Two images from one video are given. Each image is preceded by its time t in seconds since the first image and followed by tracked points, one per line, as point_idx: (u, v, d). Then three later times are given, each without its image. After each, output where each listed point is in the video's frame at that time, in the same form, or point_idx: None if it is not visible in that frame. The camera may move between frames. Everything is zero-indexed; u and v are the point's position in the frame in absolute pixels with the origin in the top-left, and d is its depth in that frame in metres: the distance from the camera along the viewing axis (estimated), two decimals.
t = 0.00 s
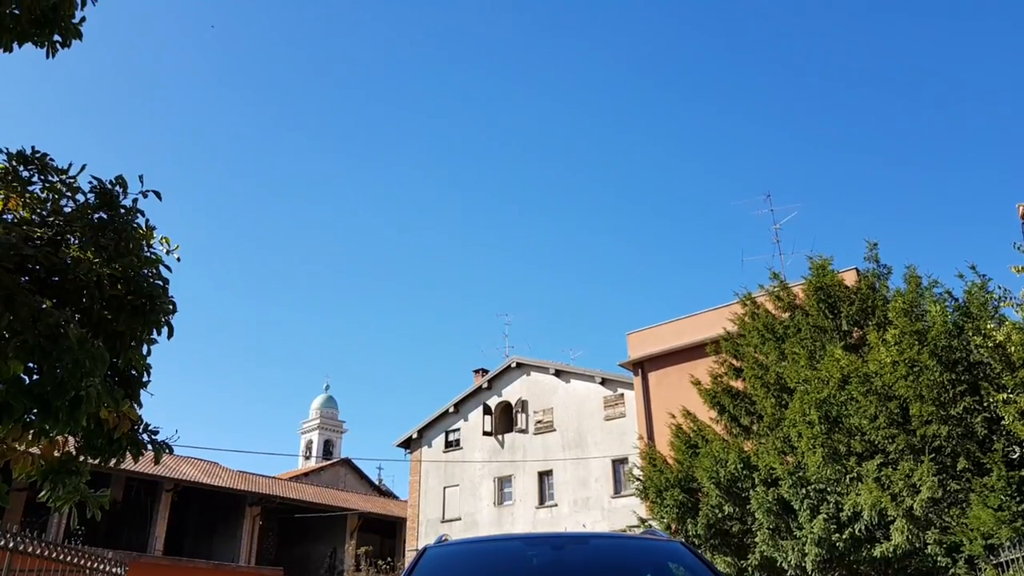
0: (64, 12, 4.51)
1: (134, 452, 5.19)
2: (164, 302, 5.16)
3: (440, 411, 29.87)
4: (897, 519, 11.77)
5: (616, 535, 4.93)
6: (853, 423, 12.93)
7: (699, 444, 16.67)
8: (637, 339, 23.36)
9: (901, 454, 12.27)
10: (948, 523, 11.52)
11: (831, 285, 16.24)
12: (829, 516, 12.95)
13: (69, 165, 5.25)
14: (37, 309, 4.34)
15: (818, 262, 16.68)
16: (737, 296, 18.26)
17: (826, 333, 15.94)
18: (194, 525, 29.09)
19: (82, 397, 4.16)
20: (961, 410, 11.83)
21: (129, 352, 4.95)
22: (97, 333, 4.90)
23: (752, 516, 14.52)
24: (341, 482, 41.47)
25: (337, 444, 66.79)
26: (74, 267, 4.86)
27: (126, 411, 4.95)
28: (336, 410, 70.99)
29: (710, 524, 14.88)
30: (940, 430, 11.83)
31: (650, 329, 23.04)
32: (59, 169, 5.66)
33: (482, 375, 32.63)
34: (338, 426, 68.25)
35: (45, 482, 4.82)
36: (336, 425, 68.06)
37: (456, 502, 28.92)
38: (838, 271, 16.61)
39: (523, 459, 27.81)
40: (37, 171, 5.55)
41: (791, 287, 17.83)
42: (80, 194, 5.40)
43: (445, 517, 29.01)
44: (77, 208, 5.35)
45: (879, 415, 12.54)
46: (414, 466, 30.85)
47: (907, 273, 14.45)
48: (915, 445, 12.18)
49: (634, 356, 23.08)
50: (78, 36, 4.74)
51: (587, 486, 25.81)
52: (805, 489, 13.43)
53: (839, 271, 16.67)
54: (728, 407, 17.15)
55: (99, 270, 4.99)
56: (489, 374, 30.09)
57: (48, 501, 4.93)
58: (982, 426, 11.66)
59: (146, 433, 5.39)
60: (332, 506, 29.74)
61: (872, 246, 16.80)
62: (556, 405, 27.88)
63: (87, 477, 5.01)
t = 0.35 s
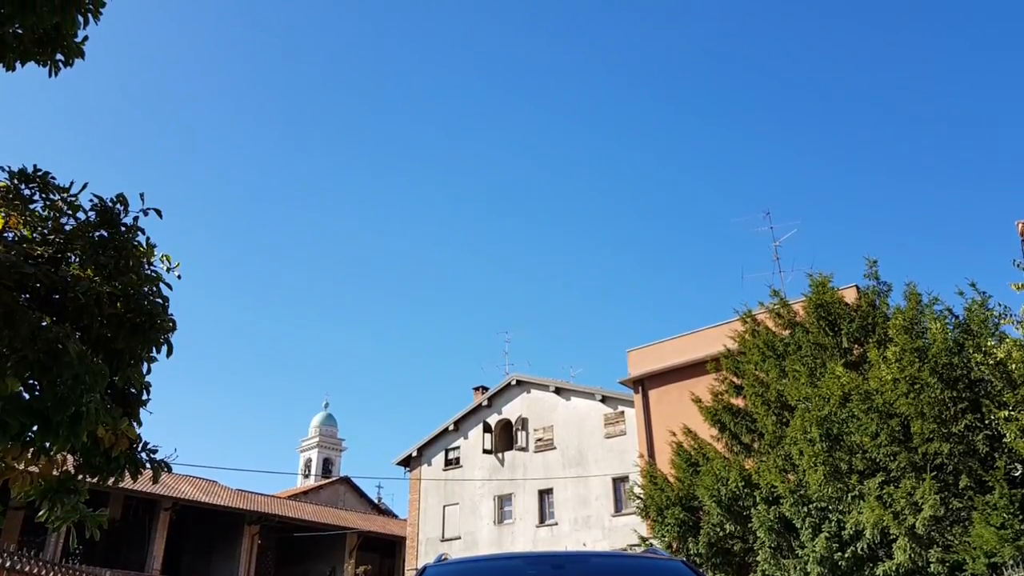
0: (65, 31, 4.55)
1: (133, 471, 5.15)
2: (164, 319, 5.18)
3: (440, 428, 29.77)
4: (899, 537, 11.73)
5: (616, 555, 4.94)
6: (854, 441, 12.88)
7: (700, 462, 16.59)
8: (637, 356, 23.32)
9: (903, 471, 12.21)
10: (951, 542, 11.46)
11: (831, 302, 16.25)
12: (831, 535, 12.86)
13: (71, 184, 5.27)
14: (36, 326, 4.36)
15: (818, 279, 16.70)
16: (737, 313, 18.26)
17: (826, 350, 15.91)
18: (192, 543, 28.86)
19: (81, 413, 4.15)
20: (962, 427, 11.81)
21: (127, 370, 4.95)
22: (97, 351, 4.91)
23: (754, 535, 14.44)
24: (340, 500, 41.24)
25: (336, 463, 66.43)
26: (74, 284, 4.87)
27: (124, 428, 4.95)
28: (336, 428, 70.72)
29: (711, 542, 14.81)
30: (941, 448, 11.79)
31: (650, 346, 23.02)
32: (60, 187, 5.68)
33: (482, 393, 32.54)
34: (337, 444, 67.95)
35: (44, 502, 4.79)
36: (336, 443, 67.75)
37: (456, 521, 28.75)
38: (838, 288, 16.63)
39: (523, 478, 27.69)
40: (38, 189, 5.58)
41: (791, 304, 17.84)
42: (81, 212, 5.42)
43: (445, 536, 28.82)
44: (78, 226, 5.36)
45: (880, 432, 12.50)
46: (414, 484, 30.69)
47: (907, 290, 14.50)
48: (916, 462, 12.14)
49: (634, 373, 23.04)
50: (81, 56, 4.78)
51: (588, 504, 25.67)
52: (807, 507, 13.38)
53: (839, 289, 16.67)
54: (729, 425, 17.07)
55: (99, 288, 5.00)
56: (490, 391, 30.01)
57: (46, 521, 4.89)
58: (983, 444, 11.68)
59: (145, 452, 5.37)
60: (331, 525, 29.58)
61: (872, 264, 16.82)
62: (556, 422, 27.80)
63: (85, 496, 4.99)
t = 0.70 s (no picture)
0: (67, 46, 4.59)
1: (133, 484, 5.15)
2: (163, 334, 5.20)
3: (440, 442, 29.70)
4: (901, 552, 11.69)
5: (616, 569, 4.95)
6: (855, 455, 12.86)
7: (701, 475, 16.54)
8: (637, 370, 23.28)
9: (904, 485, 12.16)
10: (952, 556, 11.38)
11: (831, 316, 16.27)
12: (832, 549, 12.85)
13: (71, 197, 5.30)
14: (36, 339, 4.39)
15: (818, 292, 16.72)
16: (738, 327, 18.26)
17: (827, 364, 15.90)
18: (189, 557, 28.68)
19: (78, 426, 4.16)
20: (963, 441, 11.79)
21: (126, 384, 4.95)
22: (96, 365, 4.91)
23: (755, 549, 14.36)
24: (339, 515, 41.06)
25: (335, 477, 66.16)
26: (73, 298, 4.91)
27: (120, 442, 4.94)
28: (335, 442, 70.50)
29: (712, 557, 14.70)
30: (942, 462, 11.77)
31: (650, 360, 23.00)
32: (60, 200, 5.71)
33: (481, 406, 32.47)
34: (336, 458, 67.71)
35: (44, 516, 4.82)
36: (335, 457, 67.54)
37: (455, 535, 28.64)
38: (838, 302, 16.64)
39: (523, 491, 27.61)
40: (39, 203, 5.61)
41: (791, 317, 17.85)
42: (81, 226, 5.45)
43: (444, 551, 28.69)
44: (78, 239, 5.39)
45: (881, 446, 12.48)
46: (414, 498, 30.58)
47: (907, 303, 14.52)
48: (917, 476, 12.09)
49: (635, 386, 23.02)
50: (82, 70, 4.82)
51: (588, 518, 25.56)
52: (808, 521, 13.34)
53: (839, 302, 16.69)
54: (730, 438, 17.03)
55: (99, 300, 5.03)
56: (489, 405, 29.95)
57: (47, 535, 4.89)
58: (984, 457, 11.64)
59: (144, 466, 5.37)
60: (330, 539, 29.47)
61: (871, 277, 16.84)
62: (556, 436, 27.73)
63: (84, 509, 4.99)
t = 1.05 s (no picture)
0: (68, 57, 4.60)
1: (131, 494, 5.16)
2: (163, 342, 5.22)
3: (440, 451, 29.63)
4: (902, 561, 11.71)
5: None
6: (855, 464, 12.85)
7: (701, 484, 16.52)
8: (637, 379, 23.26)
9: (905, 495, 12.12)
10: (953, 566, 11.36)
11: (831, 325, 16.29)
12: (832, 559, 12.88)
13: (71, 207, 5.31)
14: (35, 350, 4.39)
15: (818, 301, 16.74)
16: (737, 336, 18.24)
17: (826, 373, 15.88)
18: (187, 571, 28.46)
19: (77, 438, 4.16)
20: (964, 450, 11.75)
21: (127, 394, 4.97)
22: (97, 375, 4.91)
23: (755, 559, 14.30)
24: (338, 524, 40.94)
25: (335, 487, 65.93)
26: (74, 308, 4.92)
27: (120, 452, 4.93)
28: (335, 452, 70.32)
29: (713, 566, 14.66)
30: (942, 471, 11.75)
31: (650, 369, 22.97)
32: (61, 210, 5.73)
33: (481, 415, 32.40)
34: (337, 468, 67.53)
35: (43, 525, 4.82)
36: (335, 467, 67.36)
37: (455, 545, 28.57)
38: (837, 311, 16.66)
39: (523, 501, 27.55)
40: (39, 212, 5.62)
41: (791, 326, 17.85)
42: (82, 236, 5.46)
43: (444, 561, 28.59)
44: (79, 249, 5.40)
45: (881, 455, 12.45)
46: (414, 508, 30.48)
47: (907, 312, 14.53)
48: (918, 485, 12.04)
49: (635, 396, 22.98)
50: (83, 81, 4.83)
51: (588, 528, 25.49)
52: (808, 530, 13.34)
53: (839, 311, 16.69)
54: (730, 447, 16.99)
55: (99, 310, 5.05)
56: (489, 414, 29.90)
57: (45, 544, 4.89)
58: (985, 467, 11.61)
59: (143, 475, 5.38)
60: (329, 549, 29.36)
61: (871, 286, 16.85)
62: (556, 445, 27.68)
63: (83, 519, 4.98)
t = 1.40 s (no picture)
0: (68, 65, 4.61)
1: (131, 501, 5.14)
2: (163, 349, 5.23)
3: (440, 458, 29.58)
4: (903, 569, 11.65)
5: None
6: (856, 471, 12.84)
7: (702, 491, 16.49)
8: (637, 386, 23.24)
9: (906, 501, 12.13)
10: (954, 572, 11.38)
11: (831, 331, 16.25)
12: (833, 566, 12.92)
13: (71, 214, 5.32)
14: (36, 358, 4.41)
15: (818, 308, 16.74)
16: (737, 342, 18.21)
17: (827, 379, 15.88)
18: None
19: (79, 444, 4.11)
20: (965, 457, 11.75)
21: (127, 400, 5.00)
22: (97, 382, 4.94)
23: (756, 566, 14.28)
24: (338, 531, 40.87)
25: (335, 494, 65.81)
26: (74, 315, 4.93)
27: (120, 459, 4.92)
28: (335, 459, 70.22)
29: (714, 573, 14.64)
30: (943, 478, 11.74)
31: (650, 376, 22.94)
32: (62, 217, 5.74)
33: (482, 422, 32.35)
34: (337, 475, 67.41)
35: (42, 531, 4.78)
36: (335, 474, 67.24)
37: (454, 553, 28.51)
38: (837, 317, 16.65)
39: (523, 508, 27.48)
40: (39, 219, 5.63)
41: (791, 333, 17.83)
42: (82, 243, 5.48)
43: (444, 568, 28.52)
44: (79, 256, 5.40)
45: (882, 462, 12.43)
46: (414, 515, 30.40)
47: (907, 318, 14.48)
48: (919, 492, 12.06)
49: (636, 402, 22.94)
50: (83, 89, 4.84)
51: (589, 535, 25.43)
52: (809, 537, 13.33)
53: (839, 318, 16.68)
54: (731, 454, 16.98)
55: (100, 317, 5.03)
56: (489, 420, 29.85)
57: (44, 551, 4.86)
58: (986, 474, 11.58)
59: (143, 481, 5.37)
60: (329, 557, 29.30)
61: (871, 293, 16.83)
62: (556, 452, 27.64)
63: (82, 526, 4.96)
